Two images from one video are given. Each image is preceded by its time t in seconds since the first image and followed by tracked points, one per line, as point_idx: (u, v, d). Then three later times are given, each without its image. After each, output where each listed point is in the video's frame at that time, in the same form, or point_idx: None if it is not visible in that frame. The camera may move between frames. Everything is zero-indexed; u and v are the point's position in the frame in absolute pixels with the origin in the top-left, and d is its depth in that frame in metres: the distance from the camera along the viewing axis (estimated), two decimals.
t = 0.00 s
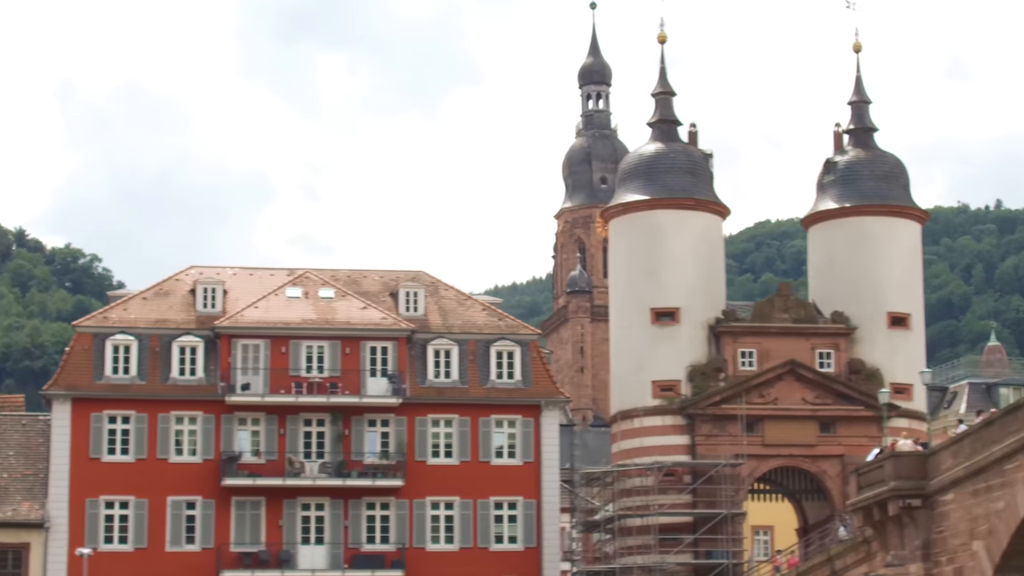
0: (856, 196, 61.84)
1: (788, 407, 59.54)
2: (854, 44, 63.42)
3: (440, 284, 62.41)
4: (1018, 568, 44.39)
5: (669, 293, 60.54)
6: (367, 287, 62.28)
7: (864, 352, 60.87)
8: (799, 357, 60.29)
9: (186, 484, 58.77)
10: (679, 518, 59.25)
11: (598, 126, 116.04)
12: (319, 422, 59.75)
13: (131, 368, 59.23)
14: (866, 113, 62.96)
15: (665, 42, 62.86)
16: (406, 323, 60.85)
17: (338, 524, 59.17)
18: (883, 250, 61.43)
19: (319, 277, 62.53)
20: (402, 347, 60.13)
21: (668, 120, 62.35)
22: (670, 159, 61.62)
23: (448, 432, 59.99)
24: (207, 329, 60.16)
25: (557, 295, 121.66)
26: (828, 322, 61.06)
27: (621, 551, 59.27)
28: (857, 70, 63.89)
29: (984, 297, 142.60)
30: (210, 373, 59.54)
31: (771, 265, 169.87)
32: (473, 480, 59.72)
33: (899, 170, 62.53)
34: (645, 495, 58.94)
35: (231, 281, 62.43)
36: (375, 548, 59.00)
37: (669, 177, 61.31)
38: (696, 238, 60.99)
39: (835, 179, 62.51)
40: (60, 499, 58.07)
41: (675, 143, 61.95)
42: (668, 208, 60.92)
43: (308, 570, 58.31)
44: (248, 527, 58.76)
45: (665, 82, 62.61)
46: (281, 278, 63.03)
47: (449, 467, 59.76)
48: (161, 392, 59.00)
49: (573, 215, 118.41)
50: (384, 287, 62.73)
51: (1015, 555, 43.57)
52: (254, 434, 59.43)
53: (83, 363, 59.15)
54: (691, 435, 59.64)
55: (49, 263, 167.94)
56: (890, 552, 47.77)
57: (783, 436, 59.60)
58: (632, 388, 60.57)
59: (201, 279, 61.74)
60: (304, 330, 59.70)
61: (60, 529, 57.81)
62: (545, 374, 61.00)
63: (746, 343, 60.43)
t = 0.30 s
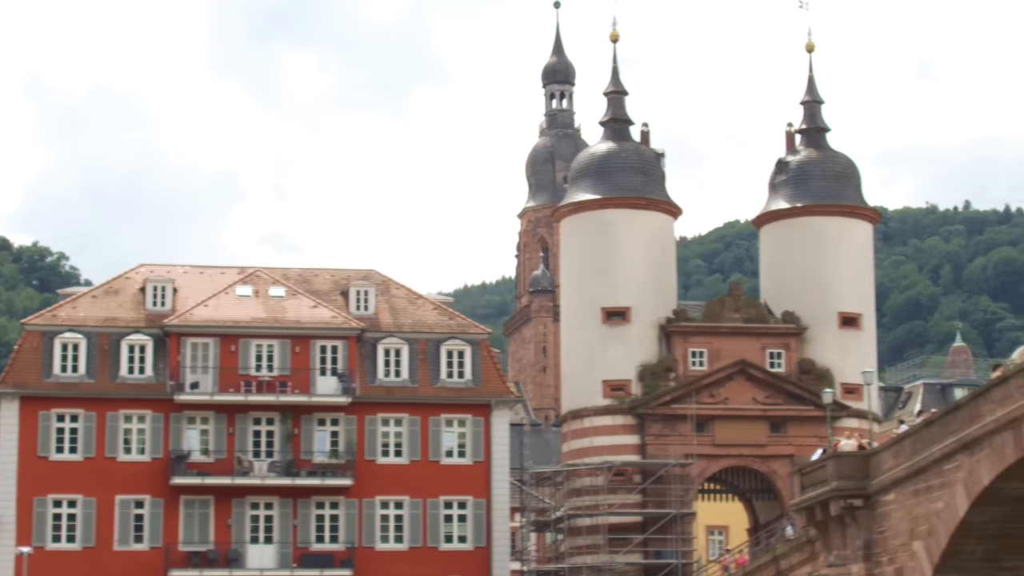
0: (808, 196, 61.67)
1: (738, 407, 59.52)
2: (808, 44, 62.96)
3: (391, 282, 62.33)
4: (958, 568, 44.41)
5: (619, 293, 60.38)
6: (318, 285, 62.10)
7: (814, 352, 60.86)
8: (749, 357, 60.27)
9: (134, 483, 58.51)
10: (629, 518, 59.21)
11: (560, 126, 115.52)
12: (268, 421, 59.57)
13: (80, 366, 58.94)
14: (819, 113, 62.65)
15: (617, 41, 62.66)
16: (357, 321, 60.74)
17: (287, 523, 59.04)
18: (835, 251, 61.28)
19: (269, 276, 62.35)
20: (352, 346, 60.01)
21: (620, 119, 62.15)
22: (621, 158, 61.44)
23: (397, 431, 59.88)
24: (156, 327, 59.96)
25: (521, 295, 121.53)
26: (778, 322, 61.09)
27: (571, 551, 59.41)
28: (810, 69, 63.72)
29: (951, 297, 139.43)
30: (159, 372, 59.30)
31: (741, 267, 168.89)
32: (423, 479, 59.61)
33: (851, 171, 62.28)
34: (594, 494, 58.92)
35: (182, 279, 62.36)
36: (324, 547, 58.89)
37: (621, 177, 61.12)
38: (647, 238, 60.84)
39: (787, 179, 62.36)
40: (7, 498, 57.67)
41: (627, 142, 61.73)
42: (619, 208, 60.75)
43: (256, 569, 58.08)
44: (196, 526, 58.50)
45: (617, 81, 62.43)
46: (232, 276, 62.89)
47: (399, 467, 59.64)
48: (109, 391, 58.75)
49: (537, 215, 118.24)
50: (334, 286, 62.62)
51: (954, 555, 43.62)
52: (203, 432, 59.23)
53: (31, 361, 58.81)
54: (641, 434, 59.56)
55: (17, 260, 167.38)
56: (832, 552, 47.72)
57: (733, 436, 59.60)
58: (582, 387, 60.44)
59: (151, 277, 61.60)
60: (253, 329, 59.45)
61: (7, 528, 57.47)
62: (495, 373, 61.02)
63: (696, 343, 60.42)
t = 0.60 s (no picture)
0: (758, 196, 61.62)
1: (688, 407, 59.42)
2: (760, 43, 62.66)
3: (341, 281, 62.23)
4: (896, 569, 44.48)
5: (568, 293, 60.26)
6: (268, 284, 61.96)
7: (764, 352, 60.85)
8: (699, 357, 60.26)
9: (81, 482, 58.18)
10: (577, 518, 59.19)
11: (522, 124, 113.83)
12: (217, 420, 59.27)
13: (27, 364, 58.68)
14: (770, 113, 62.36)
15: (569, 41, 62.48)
16: (306, 321, 60.63)
17: (234, 523, 58.75)
18: (786, 251, 61.29)
19: (219, 274, 62.17)
20: (301, 345, 59.90)
21: (571, 119, 61.94)
22: (572, 157, 61.31)
23: (346, 430, 59.71)
24: (105, 325, 59.73)
25: (483, 295, 121.24)
26: (728, 322, 61.03)
27: (520, 551, 59.35)
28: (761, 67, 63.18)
29: (918, 296, 132.60)
30: (106, 371, 58.99)
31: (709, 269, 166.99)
32: (371, 479, 59.44)
33: (802, 171, 62.35)
34: (542, 494, 58.79)
35: (132, 278, 62.26)
36: (272, 547, 58.66)
37: (571, 176, 60.98)
38: (597, 237, 60.72)
39: (738, 179, 62.30)
40: None
41: (577, 142, 61.60)
42: (569, 208, 60.59)
43: (203, 569, 57.76)
44: (143, 525, 58.27)
45: (569, 81, 62.28)
46: (182, 275, 62.71)
47: (347, 466, 59.48)
48: (57, 389, 58.43)
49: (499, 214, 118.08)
50: (284, 285, 62.49)
51: (892, 557, 43.76)
52: (151, 432, 58.95)
53: None
54: (591, 434, 59.45)
55: None
56: (772, 553, 47.69)
57: (682, 436, 59.61)
58: (532, 387, 60.38)
59: (100, 275, 61.46)
60: (201, 327, 59.27)
61: None
62: (444, 373, 60.91)
63: (646, 343, 60.32)
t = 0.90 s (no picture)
0: (706, 197, 61.26)
1: (633, 408, 59.38)
2: (709, 44, 62.37)
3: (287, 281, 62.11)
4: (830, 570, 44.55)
5: (515, 293, 60.15)
6: (213, 284, 61.84)
7: (710, 353, 60.69)
8: (645, 358, 60.25)
9: (25, 481, 57.75)
10: (522, 519, 59.18)
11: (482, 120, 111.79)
12: (161, 419, 58.98)
13: None
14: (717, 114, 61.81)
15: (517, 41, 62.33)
16: (251, 320, 60.50)
17: (178, 523, 58.51)
18: (734, 251, 61.01)
19: (165, 273, 61.99)
20: (246, 345, 59.72)
21: (518, 119, 61.77)
22: (519, 157, 61.12)
23: (291, 430, 59.54)
24: (48, 325, 59.43)
25: (442, 295, 120.78)
26: (675, 323, 60.90)
27: (464, 551, 59.39)
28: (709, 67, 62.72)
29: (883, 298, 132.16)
30: (50, 369, 58.60)
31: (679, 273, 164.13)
32: (316, 479, 59.30)
33: (749, 171, 61.91)
34: (487, 494, 58.77)
35: (77, 277, 62.03)
36: (216, 546, 58.48)
37: (517, 176, 60.80)
38: (544, 238, 60.63)
39: (686, 180, 61.90)
40: None
41: (524, 142, 61.39)
42: (516, 208, 60.44)
43: (147, 569, 57.62)
44: (86, 525, 57.84)
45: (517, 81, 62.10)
46: (127, 274, 62.54)
47: (292, 466, 59.29)
48: None
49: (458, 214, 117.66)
50: (230, 284, 62.40)
51: (826, 557, 44.98)
52: (95, 431, 58.52)
53: None
54: (536, 435, 59.36)
55: None
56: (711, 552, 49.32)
57: (627, 437, 59.55)
58: (477, 387, 60.23)
59: (45, 274, 61.22)
60: (146, 326, 59.02)
61: None
62: (390, 374, 60.84)
63: (592, 343, 60.25)
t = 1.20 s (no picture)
0: (663, 198, 61.08)
1: (589, 409, 59.30)
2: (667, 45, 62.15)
3: (242, 281, 62.00)
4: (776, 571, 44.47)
5: (470, 293, 60.05)
6: (169, 283, 61.68)
7: (667, 354, 60.51)
8: (601, 359, 60.00)
9: None
10: (477, 520, 59.03)
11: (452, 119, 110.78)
12: (115, 419, 58.62)
13: None
14: (676, 115, 61.64)
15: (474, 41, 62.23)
16: (206, 320, 60.34)
17: (133, 524, 58.24)
18: (691, 251, 60.90)
19: (120, 273, 61.80)
20: (200, 345, 59.57)
21: (475, 119, 61.66)
22: (475, 157, 60.97)
23: (246, 430, 59.36)
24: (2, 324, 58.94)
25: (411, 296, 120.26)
26: (632, 323, 60.66)
27: (420, 553, 59.28)
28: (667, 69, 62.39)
29: (857, 300, 131.76)
30: (4, 369, 58.21)
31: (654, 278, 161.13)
32: (271, 479, 59.13)
33: (706, 172, 61.82)
34: (442, 495, 58.65)
35: (32, 276, 61.77)
36: (170, 547, 58.21)
37: (474, 176, 60.66)
38: (500, 238, 60.54)
39: (643, 181, 61.68)
40: None
41: (481, 142, 61.22)
42: (472, 208, 60.30)
43: (101, 569, 57.19)
44: (40, 525, 57.42)
45: (474, 81, 61.94)
46: (83, 274, 62.31)
47: (247, 467, 59.11)
48: None
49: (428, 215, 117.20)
50: (185, 284, 62.21)
51: (774, 558, 45.31)
52: (49, 431, 58.11)
53: None
54: (492, 436, 59.23)
55: None
56: (659, 553, 49.86)
57: (583, 438, 59.47)
58: (433, 388, 60.08)
59: None
60: (100, 326, 58.70)
61: None
62: (345, 374, 60.84)
63: (548, 344, 60.07)
